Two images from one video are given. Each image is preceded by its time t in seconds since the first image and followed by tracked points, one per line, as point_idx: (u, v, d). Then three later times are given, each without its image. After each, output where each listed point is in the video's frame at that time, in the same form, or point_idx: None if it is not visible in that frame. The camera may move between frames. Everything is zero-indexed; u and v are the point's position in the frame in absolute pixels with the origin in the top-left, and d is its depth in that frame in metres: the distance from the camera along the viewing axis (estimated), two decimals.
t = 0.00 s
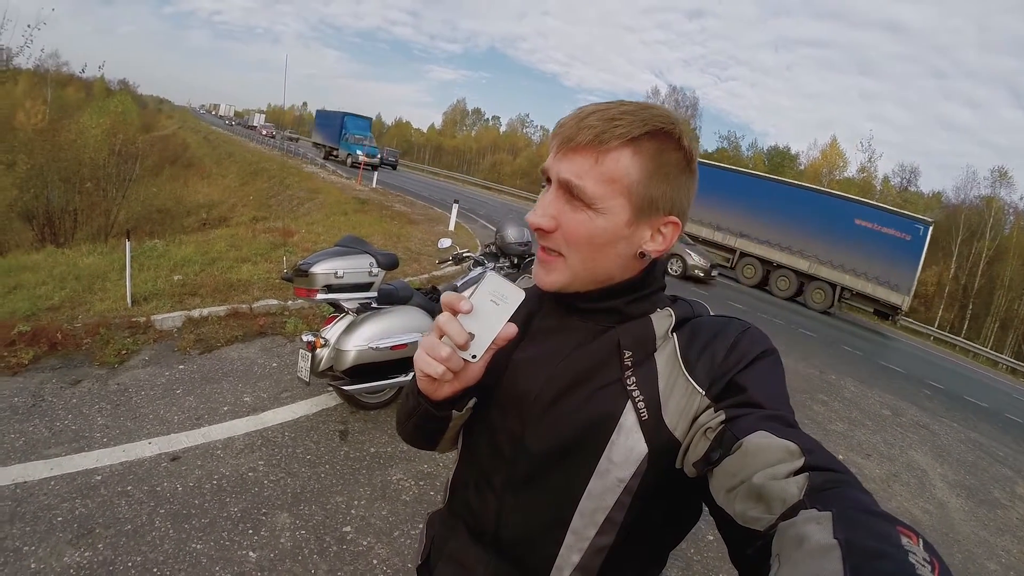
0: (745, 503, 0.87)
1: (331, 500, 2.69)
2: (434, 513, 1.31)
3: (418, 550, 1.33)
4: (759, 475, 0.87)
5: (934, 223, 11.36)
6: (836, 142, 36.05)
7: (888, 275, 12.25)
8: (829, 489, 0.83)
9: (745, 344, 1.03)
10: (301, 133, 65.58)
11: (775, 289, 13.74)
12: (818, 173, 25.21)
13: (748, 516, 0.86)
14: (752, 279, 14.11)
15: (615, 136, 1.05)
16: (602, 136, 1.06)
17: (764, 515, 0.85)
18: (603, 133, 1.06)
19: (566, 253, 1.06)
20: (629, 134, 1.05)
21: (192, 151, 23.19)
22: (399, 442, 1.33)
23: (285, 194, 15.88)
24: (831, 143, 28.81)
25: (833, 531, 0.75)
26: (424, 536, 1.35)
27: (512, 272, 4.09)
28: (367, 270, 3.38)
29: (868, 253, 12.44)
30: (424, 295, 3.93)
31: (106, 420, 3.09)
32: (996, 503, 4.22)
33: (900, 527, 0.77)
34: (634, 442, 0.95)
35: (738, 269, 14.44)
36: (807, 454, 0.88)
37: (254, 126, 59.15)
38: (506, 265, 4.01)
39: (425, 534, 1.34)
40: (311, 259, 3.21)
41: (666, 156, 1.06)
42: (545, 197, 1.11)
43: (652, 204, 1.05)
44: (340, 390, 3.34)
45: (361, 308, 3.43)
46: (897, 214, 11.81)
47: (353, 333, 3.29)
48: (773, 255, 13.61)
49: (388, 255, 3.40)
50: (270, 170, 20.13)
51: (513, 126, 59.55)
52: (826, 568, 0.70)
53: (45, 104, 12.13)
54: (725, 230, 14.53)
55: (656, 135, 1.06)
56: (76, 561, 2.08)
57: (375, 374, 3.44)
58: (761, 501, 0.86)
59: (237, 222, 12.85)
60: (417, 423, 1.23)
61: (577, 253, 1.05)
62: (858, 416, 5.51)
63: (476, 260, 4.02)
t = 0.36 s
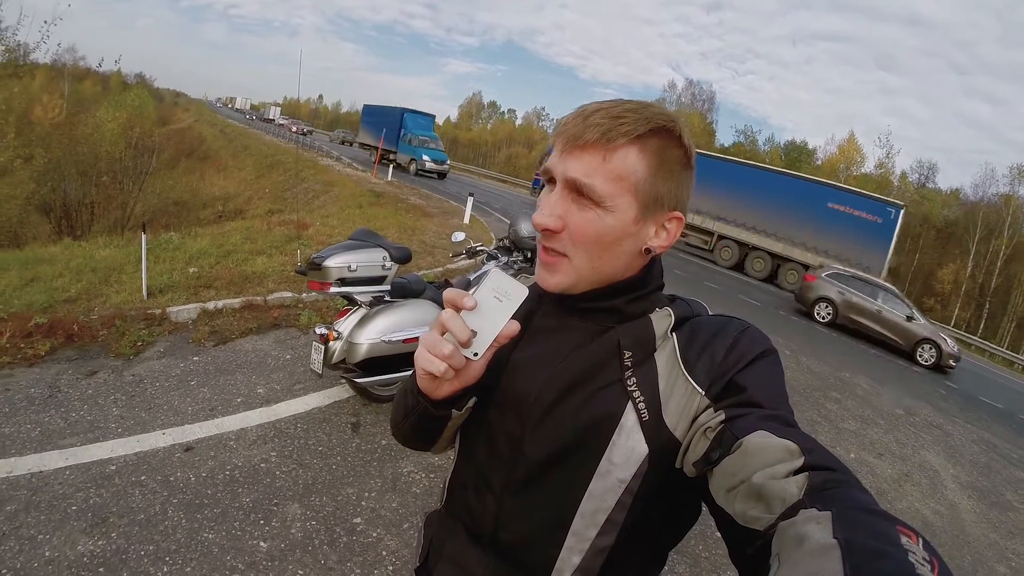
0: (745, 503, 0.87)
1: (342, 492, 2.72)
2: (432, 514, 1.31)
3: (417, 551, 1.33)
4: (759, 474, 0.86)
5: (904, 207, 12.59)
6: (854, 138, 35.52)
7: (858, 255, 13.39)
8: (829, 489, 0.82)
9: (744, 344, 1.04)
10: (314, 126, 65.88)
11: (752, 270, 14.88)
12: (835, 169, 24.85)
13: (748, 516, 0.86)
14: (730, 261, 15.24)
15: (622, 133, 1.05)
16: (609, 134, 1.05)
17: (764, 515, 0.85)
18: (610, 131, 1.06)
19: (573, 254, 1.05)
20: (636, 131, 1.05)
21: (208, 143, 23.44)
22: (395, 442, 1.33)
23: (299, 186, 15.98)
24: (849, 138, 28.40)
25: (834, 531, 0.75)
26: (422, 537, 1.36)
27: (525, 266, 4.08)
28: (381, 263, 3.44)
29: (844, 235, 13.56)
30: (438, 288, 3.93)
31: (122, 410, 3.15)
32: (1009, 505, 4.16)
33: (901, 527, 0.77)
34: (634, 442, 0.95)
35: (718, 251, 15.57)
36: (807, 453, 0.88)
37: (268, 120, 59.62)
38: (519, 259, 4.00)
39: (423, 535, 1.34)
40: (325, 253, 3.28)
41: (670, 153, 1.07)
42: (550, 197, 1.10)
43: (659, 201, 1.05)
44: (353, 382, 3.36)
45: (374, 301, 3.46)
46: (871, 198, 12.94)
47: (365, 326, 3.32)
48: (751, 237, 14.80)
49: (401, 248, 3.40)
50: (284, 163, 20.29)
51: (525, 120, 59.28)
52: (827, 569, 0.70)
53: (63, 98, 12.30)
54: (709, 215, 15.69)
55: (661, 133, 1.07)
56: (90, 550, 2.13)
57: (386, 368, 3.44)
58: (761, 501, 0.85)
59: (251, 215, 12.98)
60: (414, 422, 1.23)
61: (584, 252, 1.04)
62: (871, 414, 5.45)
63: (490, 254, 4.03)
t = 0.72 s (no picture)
0: (744, 502, 0.87)
1: (344, 484, 2.74)
2: (430, 511, 1.32)
3: (413, 550, 1.34)
4: (759, 474, 0.86)
5: (869, 194, 12.58)
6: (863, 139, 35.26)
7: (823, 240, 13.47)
8: (830, 489, 0.82)
9: (744, 344, 1.04)
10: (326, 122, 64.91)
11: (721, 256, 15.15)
12: (842, 168, 24.69)
13: (747, 516, 0.86)
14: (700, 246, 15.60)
15: (630, 132, 1.06)
16: (618, 134, 1.07)
17: (764, 514, 0.85)
18: (617, 131, 1.07)
19: (587, 255, 1.05)
20: (642, 130, 1.07)
21: (215, 135, 23.48)
22: (383, 428, 1.32)
23: (305, 178, 16.00)
24: (858, 138, 28.18)
25: (834, 531, 0.75)
26: (419, 535, 1.37)
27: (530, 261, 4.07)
28: (386, 257, 3.43)
29: (811, 222, 13.66)
30: (443, 282, 3.93)
31: (126, 400, 3.17)
32: (1010, 510, 4.15)
33: (900, 527, 0.77)
34: (635, 442, 0.95)
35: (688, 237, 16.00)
36: (807, 453, 0.88)
37: (275, 112, 59.65)
38: (524, 255, 3.99)
39: (420, 534, 1.35)
40: (330, 246, 3.28)
41: (673, 150, 1.10)
42: (558, 198, 1.09)
43: (665, 197, 1.09)
44: (356, 374, 3.38)
45: (378, 295, 3.47)
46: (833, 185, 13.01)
47: (370, 319, 3.33)
48: (718, 223, 15.03)
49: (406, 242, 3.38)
50: (290, 156, 20.30)
51: (532, 116, 59.06)
52: (827, 568, 0.70)
53: (71, 89, 12.34)
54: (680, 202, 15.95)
55: (663, 131, 1.10)
56: (94, 538, 2.15)
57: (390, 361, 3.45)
58: (761, 500, 0.85)
59: (257, 207, 13.01)
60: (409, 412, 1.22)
61: (600, 252, 1.05)
62: (874, 416, 5.43)
63: (495, 249, 4.02)
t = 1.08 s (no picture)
0: (743, 502, 0.87)
1: (339, 481, 2.74)
2: (426, 515, 1.33)
3: (409, 552, 1.35)
4: (759, 473, 0.87)
5: (823, 185, 12.94)
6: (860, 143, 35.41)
7: (778, 229, 13.95)
8: (827, 488, 0.84)
9: (742, 343, 1.05)
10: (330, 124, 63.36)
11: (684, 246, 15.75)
12: (839, 173, 24.78)
13: (746, 514, 0.87)
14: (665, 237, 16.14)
15: (629, 128, 1.09)
16: (618, 129, 1.09)
17: (762, 514, 0.85)
18: (617, 127, 1.09)
19: (596, 252, 1.06)
20: (639, 125, 1.10)
21: (213, 130, 23.39)
22: (387, 445, 1.32)
23: (303, 175, 15.96)
24: (855, 142, 28.29)
25: (833, 530, 0.76)
26: (414, 538, 1.37)
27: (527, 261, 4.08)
28: (383, 254, 3.44)
29: (770, 212, 14.07)
30: (440, 281, 3.93)
31: (121, 395, 3.16)
32: (1002, 514, 4.17)
33: (900, 526, 0.78)
34: (634, 442, 0.96)
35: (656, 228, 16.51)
36: (806, 452, 0.89)
37: (273, 108, 59.48)
38: (521, 254, 4.00)
39: (416, 536, 1.35)
40: (327, 242, 3.28)
41: (667, 143, 1.14)
42: (563, 196, 1.09)
43: (663, 189, 1.12)
44: (352, 372, 3.39)
45: (375, 293, 3.46)
46: (789, 175, 13.46)
47: (366, 317, 3.33)
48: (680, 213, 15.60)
49: (403, 239, 3.39)
50: (288, 153, 20.25)
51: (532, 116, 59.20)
52: (827, 568, 0.71)
53: (67, 82, 12.25)
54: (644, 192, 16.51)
55: (657, 124, 1.13)
56: (88, 533, 2.15)
57: (387, 358, 3.45)
58: (760, 499, 0.86)
59: (255, 203, 12.96)
60: (412, 424, 1.22)
61: (609, 247, 1.06)
62: (868, 420, 5.46)
63: (492, 248, 4.02)
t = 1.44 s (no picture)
0: (743, 501, 0.87)
1: (338, 483, 2.73)
2: (427, 517, 1.32)
3: (409, 554, 1.34)
4: (758, 474, 0.87)
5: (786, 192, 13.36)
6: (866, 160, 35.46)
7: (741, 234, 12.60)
8: (828, 489, 0.83)
9: (743, 343, 1.05)
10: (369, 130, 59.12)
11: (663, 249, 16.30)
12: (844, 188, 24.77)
13: (747, 514, 0.86)
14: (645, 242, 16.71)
15: (624, 125, 1.11)
16: (614, 126, 1.11)
17: (763, 514, 0.85)
18: (612, 124, 1.11)
19: (597, 248, 1.07)
20: (633, 123, 1.13)
21: (222, 130, 23.57)
22: (388, 446, 1.32)
23: (309, 177, 16.05)
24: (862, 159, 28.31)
25: (833, 529, 0.75)
26: (413, 539, 1.36)
27: (532, 269, 4.08)
28: (389, 258, 3.43)
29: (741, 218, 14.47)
30: (445, 286, 3.93)
31: (123, 389, 3.17)
32: (1003, 534, 4.13)
33: (899, 527, 0.77)
34: (634, 442, 0.95)
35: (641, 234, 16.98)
36: (806, 453, 0.89)
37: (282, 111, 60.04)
38: (526, 262, 4.00)
39: (416, 537, 1.34)
40: (333, 244, 3.28)
41: (660, 141, 1.17)
42: (562, 194, 1.10)
43: (659, 185, 1.14)
44: (355, 374, 3.39)
45: (380, 296, 3.46)
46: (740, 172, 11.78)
47: (371, 320, 3.33)
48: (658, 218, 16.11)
49: (410, 244, 3.38)
50: (296, 155, 20.36)
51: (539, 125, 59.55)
52: (827, 568, 0.70)
53: (79, 78, 12.35)
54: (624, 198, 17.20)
55: (650, 123, 1.16)
56: (84, 525, 2.14)
57: (389, 362, 3.45)
58: (760, 500, 0.86)
59: (261, 204, 13.03)
60: (412, 423, 1.22)
61: (610, 243, 1.07)
62: (869, 436, 5.43)
63: (497, 255, 4.03)
